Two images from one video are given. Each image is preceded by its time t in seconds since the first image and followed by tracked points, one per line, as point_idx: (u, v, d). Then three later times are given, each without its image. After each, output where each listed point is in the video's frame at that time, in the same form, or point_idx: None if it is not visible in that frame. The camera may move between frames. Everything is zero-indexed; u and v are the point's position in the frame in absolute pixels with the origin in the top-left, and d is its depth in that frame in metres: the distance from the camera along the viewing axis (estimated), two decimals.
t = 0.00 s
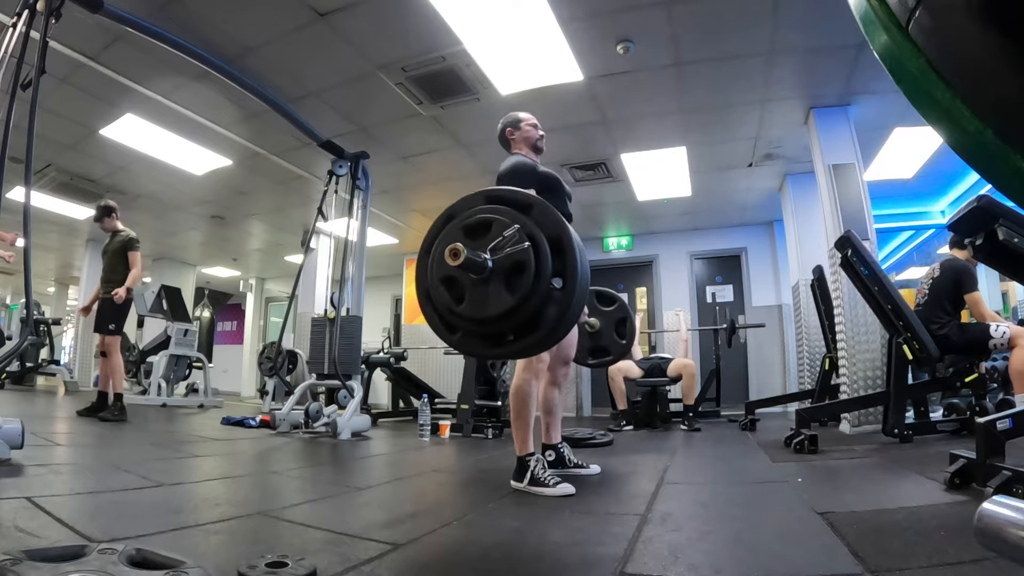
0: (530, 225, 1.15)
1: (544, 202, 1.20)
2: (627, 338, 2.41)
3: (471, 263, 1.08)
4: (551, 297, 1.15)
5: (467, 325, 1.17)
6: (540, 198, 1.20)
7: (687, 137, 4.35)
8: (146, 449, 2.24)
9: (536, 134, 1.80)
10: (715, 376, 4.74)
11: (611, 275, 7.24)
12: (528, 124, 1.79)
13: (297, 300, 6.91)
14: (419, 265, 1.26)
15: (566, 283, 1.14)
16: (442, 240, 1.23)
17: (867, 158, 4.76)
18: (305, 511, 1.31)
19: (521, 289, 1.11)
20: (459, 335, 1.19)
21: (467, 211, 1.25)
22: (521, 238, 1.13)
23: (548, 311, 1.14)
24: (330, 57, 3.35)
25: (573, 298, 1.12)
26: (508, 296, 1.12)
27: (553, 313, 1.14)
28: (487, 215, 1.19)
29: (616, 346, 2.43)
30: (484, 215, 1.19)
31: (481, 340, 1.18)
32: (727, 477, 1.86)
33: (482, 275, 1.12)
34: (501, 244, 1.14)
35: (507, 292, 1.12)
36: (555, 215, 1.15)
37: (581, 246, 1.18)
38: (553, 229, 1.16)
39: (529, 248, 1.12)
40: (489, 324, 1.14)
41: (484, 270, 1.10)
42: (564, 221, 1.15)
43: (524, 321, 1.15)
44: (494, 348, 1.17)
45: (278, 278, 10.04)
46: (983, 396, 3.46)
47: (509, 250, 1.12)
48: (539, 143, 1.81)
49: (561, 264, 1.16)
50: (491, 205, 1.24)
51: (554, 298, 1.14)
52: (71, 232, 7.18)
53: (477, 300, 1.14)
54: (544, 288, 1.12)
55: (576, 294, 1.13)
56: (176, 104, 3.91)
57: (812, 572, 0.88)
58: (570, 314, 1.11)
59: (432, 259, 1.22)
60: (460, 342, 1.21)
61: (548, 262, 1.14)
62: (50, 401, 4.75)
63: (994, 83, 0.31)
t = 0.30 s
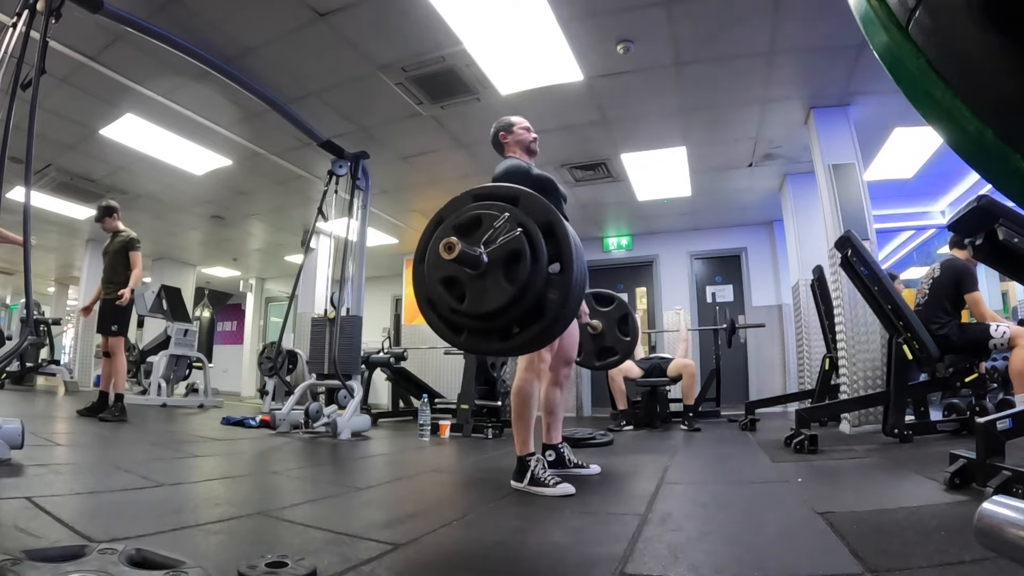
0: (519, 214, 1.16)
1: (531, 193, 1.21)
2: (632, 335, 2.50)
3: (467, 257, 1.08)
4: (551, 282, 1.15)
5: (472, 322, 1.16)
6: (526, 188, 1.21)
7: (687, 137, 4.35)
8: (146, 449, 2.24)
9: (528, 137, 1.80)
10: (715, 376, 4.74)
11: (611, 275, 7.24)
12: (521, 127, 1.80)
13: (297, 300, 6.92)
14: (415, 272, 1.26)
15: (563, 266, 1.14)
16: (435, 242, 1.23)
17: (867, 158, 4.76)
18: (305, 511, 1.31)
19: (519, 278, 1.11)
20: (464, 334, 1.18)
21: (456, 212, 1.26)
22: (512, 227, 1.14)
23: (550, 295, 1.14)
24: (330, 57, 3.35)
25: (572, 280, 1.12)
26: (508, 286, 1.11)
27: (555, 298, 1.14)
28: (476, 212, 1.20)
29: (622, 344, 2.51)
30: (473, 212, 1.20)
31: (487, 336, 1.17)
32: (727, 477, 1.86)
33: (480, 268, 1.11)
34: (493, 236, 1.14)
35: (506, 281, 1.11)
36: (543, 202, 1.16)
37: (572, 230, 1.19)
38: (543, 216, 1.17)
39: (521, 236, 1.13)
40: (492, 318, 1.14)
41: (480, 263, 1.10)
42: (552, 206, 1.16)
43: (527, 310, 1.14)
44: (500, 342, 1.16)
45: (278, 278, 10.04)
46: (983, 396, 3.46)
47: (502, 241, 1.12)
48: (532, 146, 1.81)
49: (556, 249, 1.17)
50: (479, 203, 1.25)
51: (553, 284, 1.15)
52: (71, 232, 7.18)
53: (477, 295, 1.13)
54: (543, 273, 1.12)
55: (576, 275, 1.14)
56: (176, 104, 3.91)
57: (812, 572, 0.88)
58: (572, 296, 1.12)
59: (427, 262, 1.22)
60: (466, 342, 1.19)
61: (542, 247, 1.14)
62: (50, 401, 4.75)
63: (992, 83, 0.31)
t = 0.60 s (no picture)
0: (502, 217, 1.17)
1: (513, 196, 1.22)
2: (631, 337, 2.55)
3: (452, 261, 1.08)
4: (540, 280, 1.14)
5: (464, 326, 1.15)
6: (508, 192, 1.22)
7: (687, 137, 4.35)
8: (146, 449, 2.24)
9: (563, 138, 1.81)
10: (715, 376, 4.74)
11: (611, 275, 7.24)
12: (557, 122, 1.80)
13: (297, 300, 6.92)
14: (405, 283, 1.26)
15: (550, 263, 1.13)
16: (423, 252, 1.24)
17: (867, 158, 4.76)
18: (305, 511, 1.31)
19: (506, 279, 1.11)
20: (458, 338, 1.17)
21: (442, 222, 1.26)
22: (496, 230, 1.14)
23: (539, 293, 1.13)
24: (330, 57, 3.35)
25: (560, 275, 1.10)
26: (496, 287, 1.11)
27: (544, 296, 1.13)
28: (461, 219, 1.21)
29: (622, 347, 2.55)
30: (459, 219, 1.21)
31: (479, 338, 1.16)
32: (727, 477, 1.85)
33: (467, 271, 1.11)
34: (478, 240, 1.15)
35: (494, 282, 1.11)
36: (525, 203, 1.17)
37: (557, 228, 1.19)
38: (526, 218, 1.17)
39: (505, 237, 1.13)
40: (484, 321, 1.13)
41: (466, 267, 1.10)
42: (535, 206, 1.16)
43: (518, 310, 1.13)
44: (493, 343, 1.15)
45: (278, 278, 10.05)
46: (983, 396, 3.46)
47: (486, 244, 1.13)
48: (564, 145, 1.81)
49: (542, 249, 1.16)
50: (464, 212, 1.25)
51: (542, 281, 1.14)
52: (71, 232, 7.18)
53: (466, 298, 1.13)
54: (530, 273, 1.11)
55: (563, 271, 1.12)
56: (176, 104, 3.91)
57: (812, 571, 0.88)
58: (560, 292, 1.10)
59: (417, 272, 1.22)
60: (461, 347, 1.19)
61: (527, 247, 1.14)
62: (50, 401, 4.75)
63: (992, 83, 0.31)
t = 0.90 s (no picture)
0: (507, 260, 1.14)
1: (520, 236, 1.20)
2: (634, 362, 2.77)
3: (451, 307, 1.05)
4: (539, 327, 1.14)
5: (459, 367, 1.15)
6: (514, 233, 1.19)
7: (687, 137, 4.36)
8: (146, 449, 2.24)
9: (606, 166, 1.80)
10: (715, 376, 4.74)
11: (611, 275, 7.24)
12: (606, 145, 1.77)
13: (297, 300, 6.92)
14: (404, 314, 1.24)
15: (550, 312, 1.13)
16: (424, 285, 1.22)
17: (867, 158, 4.76)
18: (305, 511, 1.31)
19: (506, 327, 1.10)
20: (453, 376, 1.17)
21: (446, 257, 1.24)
22: (499, 273, 1.12)
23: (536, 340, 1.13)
24: (330, 57, 3.35)
25: (558, 328, 1.11)
26: (493, 333, 1.10)
27: (541, 345, 1.13)
28: (464, 256, 1.18)
29: (625, 372, 2.75)
30: (462, 257, 1.18)
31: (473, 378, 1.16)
32: (727, 477, 1.85)
33: (466, 316, 1.09)
34: (479, 283, 1.12)
35: (491, 328, 1.10)
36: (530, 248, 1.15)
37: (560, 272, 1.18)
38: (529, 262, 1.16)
39: (508, 283, 1.11)
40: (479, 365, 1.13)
41: (467, 311, 1.08)
42: (541, 254, 1.15)
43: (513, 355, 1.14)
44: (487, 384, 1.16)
45: (278, 278, 10.05)
46: (983, 396, 3.46)
47: (487, 288, 1.10)
48: (604, 172, 1.80)
49: (543, 295, 1.16)
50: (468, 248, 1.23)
51: (539, 329, 1.14)
52: (71, 232, 7.18)
53: (462, 341, 1.12)
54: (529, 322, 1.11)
55: (562, 322, 1.13)
56: (176, 104, 3.91)
57: (812, 572, 0.88)
58: (557, 344, 1.12)
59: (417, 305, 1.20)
60: (453, 386, 1.20)
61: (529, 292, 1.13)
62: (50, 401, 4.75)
63: (992, 82, 0.31)
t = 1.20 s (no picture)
0: (524, 412, 1.03)
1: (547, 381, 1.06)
2: (642, 433, 2.36)
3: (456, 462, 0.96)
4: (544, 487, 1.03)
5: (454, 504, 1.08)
6: (539, 373, 1.06)
7: (687, 137, 4.36)
8: (146, 449, 2.24)
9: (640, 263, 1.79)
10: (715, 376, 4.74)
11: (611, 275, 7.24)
12: (647, 246, 1.75)
13: (297, 300, 6.92)
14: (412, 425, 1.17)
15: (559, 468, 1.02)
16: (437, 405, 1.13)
17: (868, 159, 4.76)
18: (305, 511, 1.31)
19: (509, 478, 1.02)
20: (446, 507, 1.10)
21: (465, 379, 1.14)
22: (512, 425, 1.02)
23: (538, 500, 1.03)
24: (330, 57, 3.35)
25: (564, 490, 1.00)
26: (496, 484, 1.02)
27: (542, 501, 1.02)
28: (482, 394, 1.07)
29: (630, 439, 2.39)
30: (478, 392, 1.08)
31: (466, 518, 1.08)
32: (728, 477, 1.85)
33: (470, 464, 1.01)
34: (490, 432, 1.02)
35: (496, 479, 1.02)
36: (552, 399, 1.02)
37: (580, 430, 1.05)
38: (548, 416, 1.04)
39: (519, 443, 1.01)
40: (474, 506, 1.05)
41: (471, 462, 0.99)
42: (562, 408, 1.03)
43: (513, 507, 1.05)
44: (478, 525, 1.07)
45: (278, 278, 10.05)
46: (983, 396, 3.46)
47: (497, 442, 1.01)
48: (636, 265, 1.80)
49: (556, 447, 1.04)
50: (490, 377, 1.12)
51: (544, 487, 1.03)
52: (71, 232, 7.18)
53: (462, 484, 1.05)
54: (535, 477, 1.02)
55: (571, 485, 1.02)
56: (176, 104, 3.91)
57: (813, 572, 0.88)
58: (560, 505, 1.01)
59: (427, 425, 1.13)
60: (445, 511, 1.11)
61: (541, 449, 1.02)
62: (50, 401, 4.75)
63: (991, 83, 0.31)
